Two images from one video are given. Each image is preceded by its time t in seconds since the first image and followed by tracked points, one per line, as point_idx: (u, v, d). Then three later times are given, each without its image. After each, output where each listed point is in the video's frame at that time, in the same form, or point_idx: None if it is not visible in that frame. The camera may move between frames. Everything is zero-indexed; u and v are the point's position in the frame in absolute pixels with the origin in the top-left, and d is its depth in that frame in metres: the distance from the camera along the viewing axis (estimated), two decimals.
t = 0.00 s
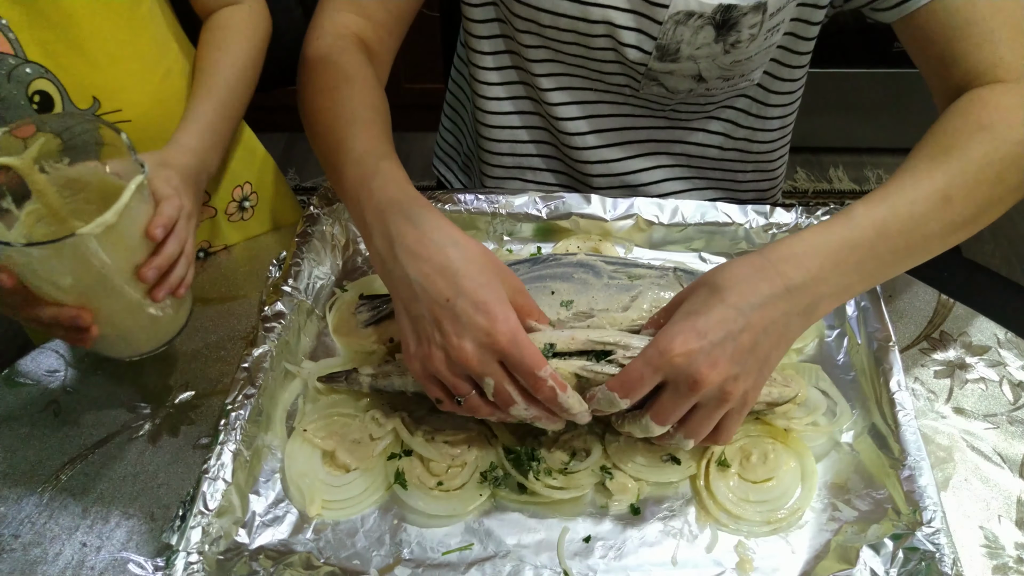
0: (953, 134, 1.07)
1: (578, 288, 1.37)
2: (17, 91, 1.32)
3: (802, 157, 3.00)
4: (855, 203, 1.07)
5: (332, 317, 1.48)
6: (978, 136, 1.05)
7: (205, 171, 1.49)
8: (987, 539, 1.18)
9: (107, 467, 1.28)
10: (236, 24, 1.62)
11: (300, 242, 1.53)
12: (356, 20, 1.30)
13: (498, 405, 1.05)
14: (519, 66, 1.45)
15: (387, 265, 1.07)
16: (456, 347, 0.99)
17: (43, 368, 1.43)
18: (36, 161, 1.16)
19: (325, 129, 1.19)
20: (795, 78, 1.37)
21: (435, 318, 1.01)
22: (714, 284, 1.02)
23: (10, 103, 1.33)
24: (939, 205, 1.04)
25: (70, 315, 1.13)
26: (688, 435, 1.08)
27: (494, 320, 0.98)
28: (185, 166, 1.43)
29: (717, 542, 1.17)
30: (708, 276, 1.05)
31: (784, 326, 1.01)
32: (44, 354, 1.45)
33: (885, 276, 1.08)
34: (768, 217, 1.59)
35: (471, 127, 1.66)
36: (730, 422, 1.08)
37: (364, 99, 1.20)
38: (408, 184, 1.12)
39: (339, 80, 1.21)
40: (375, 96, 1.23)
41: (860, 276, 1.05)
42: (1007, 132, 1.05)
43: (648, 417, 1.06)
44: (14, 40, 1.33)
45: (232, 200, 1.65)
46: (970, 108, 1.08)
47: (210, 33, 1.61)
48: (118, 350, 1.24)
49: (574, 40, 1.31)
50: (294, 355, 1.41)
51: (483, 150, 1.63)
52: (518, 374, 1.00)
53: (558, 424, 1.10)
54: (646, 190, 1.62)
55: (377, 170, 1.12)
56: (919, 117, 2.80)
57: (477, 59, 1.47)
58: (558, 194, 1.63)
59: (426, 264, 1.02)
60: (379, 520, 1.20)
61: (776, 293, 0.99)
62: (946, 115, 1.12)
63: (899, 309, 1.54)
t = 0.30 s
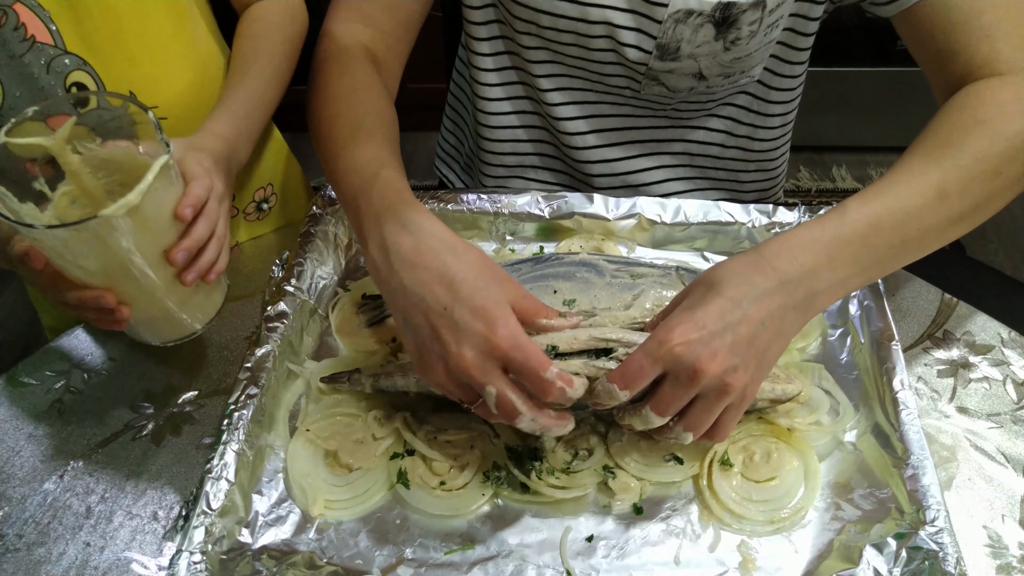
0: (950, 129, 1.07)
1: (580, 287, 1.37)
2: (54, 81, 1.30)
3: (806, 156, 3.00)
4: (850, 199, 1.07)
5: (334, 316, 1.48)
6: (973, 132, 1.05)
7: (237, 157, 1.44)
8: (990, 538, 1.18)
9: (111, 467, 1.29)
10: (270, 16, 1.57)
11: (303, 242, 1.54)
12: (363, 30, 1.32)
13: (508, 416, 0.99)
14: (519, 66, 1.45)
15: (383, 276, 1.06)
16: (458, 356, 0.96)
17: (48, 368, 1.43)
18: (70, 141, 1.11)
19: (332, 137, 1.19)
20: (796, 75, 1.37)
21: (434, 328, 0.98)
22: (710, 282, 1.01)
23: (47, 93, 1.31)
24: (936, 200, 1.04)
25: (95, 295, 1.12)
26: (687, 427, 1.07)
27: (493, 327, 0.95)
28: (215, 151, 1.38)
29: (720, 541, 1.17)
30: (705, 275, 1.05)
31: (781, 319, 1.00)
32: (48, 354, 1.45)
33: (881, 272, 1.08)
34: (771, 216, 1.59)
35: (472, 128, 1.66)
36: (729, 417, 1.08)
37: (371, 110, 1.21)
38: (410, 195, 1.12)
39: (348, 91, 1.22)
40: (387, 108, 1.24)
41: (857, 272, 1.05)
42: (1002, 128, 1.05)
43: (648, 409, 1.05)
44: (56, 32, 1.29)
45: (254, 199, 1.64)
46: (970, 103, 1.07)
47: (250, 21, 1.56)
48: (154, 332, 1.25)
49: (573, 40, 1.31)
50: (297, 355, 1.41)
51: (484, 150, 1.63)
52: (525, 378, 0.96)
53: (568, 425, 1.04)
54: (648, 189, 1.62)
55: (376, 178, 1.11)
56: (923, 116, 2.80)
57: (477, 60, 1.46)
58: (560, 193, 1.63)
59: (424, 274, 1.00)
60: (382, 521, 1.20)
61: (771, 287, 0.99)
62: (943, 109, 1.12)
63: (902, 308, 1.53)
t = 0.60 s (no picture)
0: (951, 125, 1.06)
1: (582, 286, 1.36)
2: (46, 82, 1.27)
3: (809, 154, 3.00)
4: (850, 197, 1.07)
5: (336, 317, 1.46)
6: (973, 128, 1.05)
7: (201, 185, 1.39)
8: (993, 537, 1.18)
9: (113, 466, 1.29)
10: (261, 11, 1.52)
11: (304, 242, 1.54)
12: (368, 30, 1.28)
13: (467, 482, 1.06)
14: (519, 65, 1.45)
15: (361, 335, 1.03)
16: (419, 451, 0.99)
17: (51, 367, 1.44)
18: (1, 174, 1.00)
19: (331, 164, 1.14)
20: (796, 71, 1.36)
21: (401, 416, 0.99)
22: (710, 281, 1.02)
23: (38, 93, 1.28)
24: (935, 197, 1.04)
25: None
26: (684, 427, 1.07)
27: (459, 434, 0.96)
28: (172, 178, 1.34)
29: (721, 540, 1.17)
30: (705, 273, 1.05)
31: (780, 319, 1.00)
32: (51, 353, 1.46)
33: (881, 270, 1.08)
34: (772, 215, 1.58)
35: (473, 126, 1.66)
36: (726, 417, 1.08)
37: (368, 139, 1.15)
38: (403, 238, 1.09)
39: (347, 115, 1.17)
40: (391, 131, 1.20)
41: (857, 271, 1.05)
42: (1003, 123, 1.04)
43: (646, 406, 1.05)
44: (48, 33, 1.25)
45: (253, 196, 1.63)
46: (968, 98, 1.07)
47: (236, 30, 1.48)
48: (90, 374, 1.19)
49: (573, 38, 1.31)
50: (298, 354, 1.41)
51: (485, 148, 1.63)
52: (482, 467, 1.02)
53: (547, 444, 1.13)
54: (649, 187, 1.62)
55: (366, 228, 1.06)
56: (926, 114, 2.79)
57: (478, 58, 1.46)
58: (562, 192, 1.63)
59: (395, 354, 0.97)
60: (383, 520, 1.20)
61: (772, 287, 0.99)
62: (943, 105, 1.11)
63: (904, 306, 1.53)
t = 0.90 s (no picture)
0: (954, 125, 1.06)
1: (583, 287, 1.36)
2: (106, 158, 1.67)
3: (811, 154, 3.00)
4: (854, 200, 1.06)
5: (338, 316, 1.46)
6: (975, 129, 1.05)
7: (157, 245, 1.43)
8: (995, 537, 1.18)
9: (116, 466, 1.30)
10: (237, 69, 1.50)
11: (306, 242, 1.54)
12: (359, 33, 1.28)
13: (532, 412, 1.07)
14: (519, 67, 1.46)
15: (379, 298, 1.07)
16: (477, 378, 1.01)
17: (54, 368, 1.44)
18: None
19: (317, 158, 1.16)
20: (796, 71, 1.36)
21: (447, 353, 1.01)
22: (715, 285, 1.02)
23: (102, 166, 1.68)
24: (938, 200, 1.03)
25: None
26: (689, 430, 1.09)
27: (506, 347, 0.98)
28: (119, 239, 1.36)
29: (723, 540, 1.17)
30: (711, 276, 1.05)
31: (785, 323, 1.01)
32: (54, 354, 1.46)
33: (885, 272, 1.08)
34: (773, 214, 1.59)
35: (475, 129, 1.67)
36: (729, 422, 1.09)
37: (350, 118, 1.16)
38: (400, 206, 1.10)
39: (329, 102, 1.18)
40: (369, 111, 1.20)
41: (861, 273, 1.05)
42: (1006, 124, 1.04)
43: (650, 407, 1.07)
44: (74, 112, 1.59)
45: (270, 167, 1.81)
46: (970, 97, 1.07)
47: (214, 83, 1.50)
48: None
49: (573, 39, 1.31)
50: (301, 354, 1.41)
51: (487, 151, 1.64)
52: (542, 390, 1.02)
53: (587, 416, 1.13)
54: (651, 189, 1.62)
55: (363, 203, 1.08)
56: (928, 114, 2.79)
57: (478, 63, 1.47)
58: (564, 193, 1.63)
59: (423, 307, 1.01)
60: (385, 519, 1.21)
61: (777, 290, 0.99)
62: (945, 107, 1.11)
63: (906, 306, 1.53)
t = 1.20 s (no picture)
0: (955, 126, 1.07)
1: (584, 287, 1.36)
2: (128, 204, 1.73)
3: (812, 156, 3.00)
4: (854, 201, 1.07)
5: (340, 317, 1.48)
6: (975, 130, 1.05)
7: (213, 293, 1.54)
8: (997, 538, 1.18)
9: (120, 467, 1.30)
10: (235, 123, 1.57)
11: (308, 243, 1.54)
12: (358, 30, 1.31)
13: (506, 403, 1.09)
14: (519, 68, 1.47)
15: (373, 269, 1.07)
16: (458, 358, 1.01)
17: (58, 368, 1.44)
18: None
19: (325, 142, 1.19)
20: (796, 75, 1.37)
21: (436, 333, 1.01)
22: (716, 285, 1.02)
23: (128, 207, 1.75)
24: (938, 200, 1.04)
25: None
26: (693, 430, 1.09)
27: (495, 335, 1.00)
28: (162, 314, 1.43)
29: (725, 541, 1.17)
30: (710, 278, 1.05)
31: (787, 324, 1.01)
32: (57, 354, 1.46)
33: (886, 272, 1.08)
34: (775, 216, 1.58)
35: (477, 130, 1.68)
36: (732, 422, 1.10)
37: (357, 109, 1.20)
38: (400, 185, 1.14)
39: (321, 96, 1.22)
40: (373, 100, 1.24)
41: (861, 274, 1.05)
42: (1006, 126, 1.04)
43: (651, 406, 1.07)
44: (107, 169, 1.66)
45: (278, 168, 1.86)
46: (973, 98, 1.07)
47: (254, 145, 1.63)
48: None
49: (573, 40, 1.32)
50: (303, 355, 1.41)
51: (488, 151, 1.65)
52: (520, 382, 1.05)
53: (558, 416, 1.17)
54: (651, 190, 1.63)
55: (369, 181, 1.11)
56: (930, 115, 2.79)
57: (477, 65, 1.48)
58: (566, 194, 1.63)
59: (417, 279, 1.02)
60: (388, 520, 1.21)
61: (779, 290, 0.99)
62: (948, 107, 1.11)
63: (907, 307, 1.53)
